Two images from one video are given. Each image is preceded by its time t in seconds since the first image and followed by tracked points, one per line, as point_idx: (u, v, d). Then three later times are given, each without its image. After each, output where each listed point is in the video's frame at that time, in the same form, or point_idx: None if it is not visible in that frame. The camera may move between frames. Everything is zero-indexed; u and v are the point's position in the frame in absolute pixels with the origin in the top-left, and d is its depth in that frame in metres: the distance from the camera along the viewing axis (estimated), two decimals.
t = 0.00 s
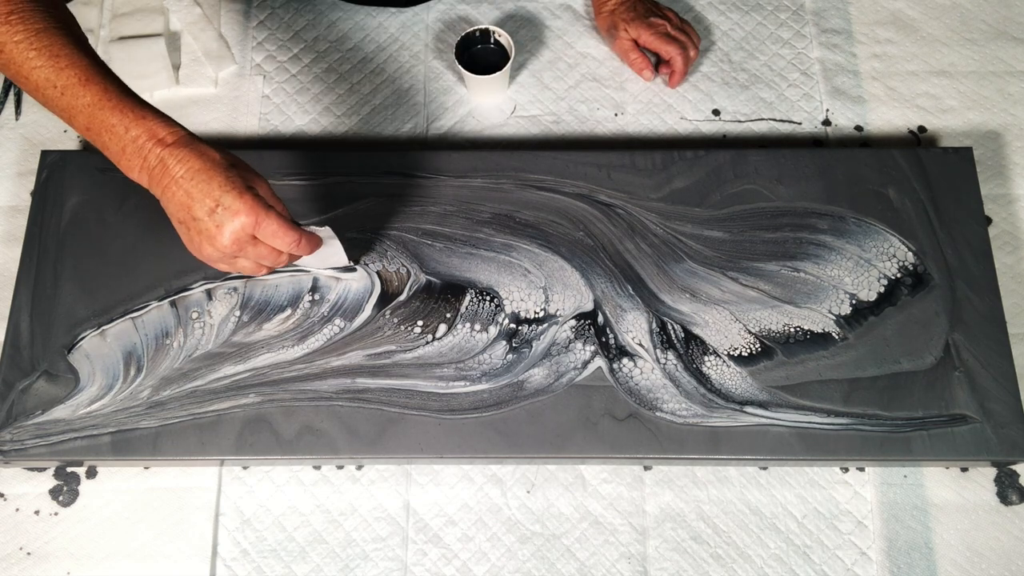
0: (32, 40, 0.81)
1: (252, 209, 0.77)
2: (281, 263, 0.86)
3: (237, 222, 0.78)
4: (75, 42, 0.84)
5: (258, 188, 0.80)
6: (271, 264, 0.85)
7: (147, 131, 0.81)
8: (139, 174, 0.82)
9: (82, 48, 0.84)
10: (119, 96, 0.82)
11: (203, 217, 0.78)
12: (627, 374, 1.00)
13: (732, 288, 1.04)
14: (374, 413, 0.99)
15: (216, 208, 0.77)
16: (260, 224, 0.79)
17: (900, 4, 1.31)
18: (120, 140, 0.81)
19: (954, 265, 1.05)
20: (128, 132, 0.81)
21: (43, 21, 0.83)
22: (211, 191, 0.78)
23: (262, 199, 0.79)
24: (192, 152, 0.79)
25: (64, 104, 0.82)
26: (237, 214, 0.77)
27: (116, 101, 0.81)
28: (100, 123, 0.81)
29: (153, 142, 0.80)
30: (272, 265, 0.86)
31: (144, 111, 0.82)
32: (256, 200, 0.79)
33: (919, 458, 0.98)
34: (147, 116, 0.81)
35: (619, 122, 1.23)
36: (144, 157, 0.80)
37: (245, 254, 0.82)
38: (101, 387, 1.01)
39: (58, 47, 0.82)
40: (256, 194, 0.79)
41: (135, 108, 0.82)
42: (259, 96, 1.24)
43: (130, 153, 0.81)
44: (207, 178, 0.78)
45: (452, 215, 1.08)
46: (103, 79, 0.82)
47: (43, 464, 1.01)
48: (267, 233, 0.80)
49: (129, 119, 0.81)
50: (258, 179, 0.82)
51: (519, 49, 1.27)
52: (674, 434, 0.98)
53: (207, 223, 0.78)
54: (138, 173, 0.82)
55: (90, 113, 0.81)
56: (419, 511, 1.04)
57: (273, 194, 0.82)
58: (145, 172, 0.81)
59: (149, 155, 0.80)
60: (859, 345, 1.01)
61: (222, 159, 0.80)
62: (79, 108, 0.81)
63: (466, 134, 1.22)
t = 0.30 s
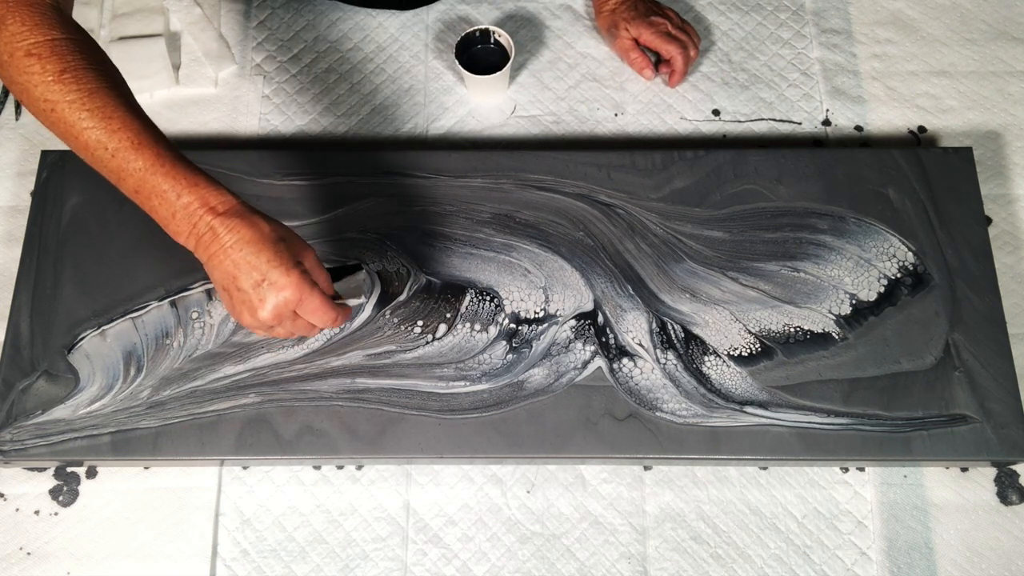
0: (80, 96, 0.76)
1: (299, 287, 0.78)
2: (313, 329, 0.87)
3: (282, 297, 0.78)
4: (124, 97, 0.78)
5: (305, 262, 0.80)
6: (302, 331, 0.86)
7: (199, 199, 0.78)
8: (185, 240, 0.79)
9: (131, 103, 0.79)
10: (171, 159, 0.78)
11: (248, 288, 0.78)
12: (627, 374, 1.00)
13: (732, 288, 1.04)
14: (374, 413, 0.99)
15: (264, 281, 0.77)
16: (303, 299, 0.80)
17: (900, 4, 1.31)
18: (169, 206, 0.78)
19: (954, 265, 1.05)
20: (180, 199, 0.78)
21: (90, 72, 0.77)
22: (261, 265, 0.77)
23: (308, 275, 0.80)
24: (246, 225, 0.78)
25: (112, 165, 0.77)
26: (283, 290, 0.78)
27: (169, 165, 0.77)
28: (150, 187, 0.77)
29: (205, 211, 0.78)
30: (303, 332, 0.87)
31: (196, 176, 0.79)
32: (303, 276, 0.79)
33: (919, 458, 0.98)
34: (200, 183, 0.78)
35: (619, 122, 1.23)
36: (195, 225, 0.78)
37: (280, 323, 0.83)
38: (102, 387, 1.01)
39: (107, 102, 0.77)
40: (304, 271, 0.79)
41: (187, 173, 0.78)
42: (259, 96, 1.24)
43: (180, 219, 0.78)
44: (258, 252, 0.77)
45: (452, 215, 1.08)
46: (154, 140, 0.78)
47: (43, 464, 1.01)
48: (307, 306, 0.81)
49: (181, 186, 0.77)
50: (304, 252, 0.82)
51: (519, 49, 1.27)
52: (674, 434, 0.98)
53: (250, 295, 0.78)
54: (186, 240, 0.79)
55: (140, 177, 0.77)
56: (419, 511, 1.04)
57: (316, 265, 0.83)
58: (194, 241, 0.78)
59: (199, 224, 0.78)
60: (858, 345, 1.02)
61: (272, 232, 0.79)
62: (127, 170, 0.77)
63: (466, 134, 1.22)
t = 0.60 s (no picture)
0: (82, 120, 0.75)
1: (280, 330, 0.77)
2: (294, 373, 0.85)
3: (262, 337, 0.76)
4: (127, 123, 0.78)
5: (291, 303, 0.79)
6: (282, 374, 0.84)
7: (193, 231, 0.77)
8: (175, 270, 0.78)
9: (134, 129, 0.78)
10: (169, 189, 0.77)
11: (230, 325, 0.77)
12: (627, 374, 1.00)
13: (732, 288, 1.04)
14: (374, 413, 0.99)
15: (246, 320, 0.76)
16: (284, 341, 0.78)
17: (900, 5, 1.31)
18: (162, 235, 0.77)
19: (954, 265, 1.05)
20: (173, 231, 0.77)
21: (95, 98, 0.77)
22: (245, 303, 0.76)
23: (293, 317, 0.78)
24: (236, 262, 0.77)
25: (107, 190, 0.76)
26: (264, 330, 0.76)
27: (165, 195, 0.77)
28: (144, 216, 0.77)
29: (197, 243, 0.77)
30: (284, 375, 0.85)
31: (193, 208, 0.78)
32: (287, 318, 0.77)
33: (919, 458, 0.98)
34: (195, 215, 0.77)
35: (619, 122, 1.23)
36: (186, 257, 0.77)
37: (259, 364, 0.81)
38: (102, 387, 1.01)
39: (109, 128, 0.76)
40: (288, 312, 0.78)
41: (182, 205, 0.77)
42: (259, 97, 1.24)
43: (171, 249, 0.77)
44: (245, 289, 0.76)
45: (452, 215, 1.08)
46: (154, 170, 0.77)
47: (43, 464, 1.01)
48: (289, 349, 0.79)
49: (176, 217, 0.77)
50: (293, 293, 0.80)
51: (519, 49, 1.27)
52: (674, 433, 0.98)
53: (231, 333, 0.77)
54: (177, 270, 0.78)
55: (135, 205, 0.76)
56: (419, 511, 1.04)
57: (303, 307, 0.81)
58: (184, 272, 0.77)
59: (190, 256, 0.77)
60: (859, 345, 1.02)
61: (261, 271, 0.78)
62: (123, 198, 0.76)
63: (466, 134, 1.22)
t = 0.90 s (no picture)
0: (37, 113, 0.74)
1: (221, 342, 0.75)
2: (230, 390, 0.83)
3: (200, 350, 0.75)
4: (84, 120, 0.77)
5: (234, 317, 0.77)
6: (219, 389, 0.82)
7: (138, 236, 0.75)
8: (117, 274, 0.76)
9: (89, 126, 0.77)
10: (118, 190, 0.76)
11: (169, 335, 0.75)
12: (626, 374, 1.00)
13: (732, 288, 1.04)
14: (374, 413, 0.99)
15: (184, 330, 0.74)
16: (224, 355, 0.76)
17: (900, 4, 1.31)
18: (106, 238, 0.75)
19: (954, 265, 1.05)
20: (118, 234, 0.75)
21: (53, 92, 0.76)
22: (185, 313, 0.74)
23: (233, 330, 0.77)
24: (180, 270, 0.75)
25: (55, 186, 0.75)
26: (203, 342, 0.74)
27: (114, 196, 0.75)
28: (88, 216, 0.75)
29: (141, 249, 0.75)
30: (221, 391, 0.83)
31: (140, 212, 0.76)
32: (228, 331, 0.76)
33: (919, 458, 0.98)
34: (142, 219, 0.76)
35: (619, 122, 1.23)
36: (129, 262, 0.75)
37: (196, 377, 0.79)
38: (102, 387, 1.01)
39: (64, 124, 0.75)
40: (230, 326, 0.76)
41: (130, 208, 0.76)
42: (259, 97, 1.24)
43: (114, 253, 0.75)
44: (186, 299, 0.74)
45: (452, 215, 1.08)
46: (104, 169, 0.76)
47: (43, 464, 1.01)
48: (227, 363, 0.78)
49: (121, 220, 0.75)
50: (238, 306, 0.79)
51: (519, 49, 1.27)
52: (674, 433, 0.98)
53: (168, 343, 0.75)
54: (119, 274, 0.76)
55: (81, 204, 0.75)
56: (419, 512, 1.04)
57: (246, 321, 0.79)
58: (125, 277, 0.75)
59: (133, 261, 0.75)
60: (859, 344, 1.02)
61: (206, 281, 0.76)
62: (70, 195, 0.74)
63: (466, 134, 1.22)
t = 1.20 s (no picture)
0: None
1: (158, 344, 0.71)
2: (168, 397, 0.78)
3: (137, 352, 0.70)
4: (33, 111, 0.75)
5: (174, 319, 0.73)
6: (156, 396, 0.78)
7: (77, 232, 0.72)
8: (54, 269, 0.73)
9: (39, 116, 0.76)
10: (61, 183, 0.73)
11: (104, 336, 0.70)
12: (627, 374, 1.00)
13: (732, 288, 1.04)
14: (374, 413, 0.99)
15: (120, 331, 0.70)
16: (163, 357, 0.72)
17: (900, 4, 1.31)
18: (44, 231, 0.72)
19: (954, 265, 1.05)
20: (56, 228, 0.72)
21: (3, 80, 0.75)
22: (122, 312, 0.70)
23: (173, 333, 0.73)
24: (120, 268, 0.71)
25: None
26: (140, 344, 0.70)
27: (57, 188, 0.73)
28: (28, 208, 0.72)
29: (80, 245, 0.72)
30: (159, 398, 0.77)
31: (83, 207, 0.73)
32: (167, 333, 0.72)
33: (919, 458, 0.98)
34: (83, 215, 0.73)
35: (619, 122, 1.23)
36: (66, 257, 0.72)
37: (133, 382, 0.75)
38: (102, 387, 1.01)
39: (10, 113, 0.73)
40: (169, 328, 0.72)
41: (72, 202, 0.73)
42: (259, 97, 1.24)
43: (52, 247, 0.72)
44: (124, 298, 0.70)
45: (452, 215, 1.08)
46: (50, 160, 0.74)
47: (43, 464, 1.01)
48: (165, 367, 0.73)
49: (61, 213, 0.72)
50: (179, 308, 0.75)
51: (519, 49, 1.27)
52: (674, 433, 0.98)
53: (102, 344, 0.71)
54: (55, 270, 0.73)
55: (23, 195, 0.72)
56: (419, 512, 1.04)
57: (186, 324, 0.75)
58: (61, 273, 0.72)
59: (70, 257, 0.72)
60: (859, 345, 1.02)
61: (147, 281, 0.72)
62: (11, 185, 0.72)
63: (466, 134, 1.22)
